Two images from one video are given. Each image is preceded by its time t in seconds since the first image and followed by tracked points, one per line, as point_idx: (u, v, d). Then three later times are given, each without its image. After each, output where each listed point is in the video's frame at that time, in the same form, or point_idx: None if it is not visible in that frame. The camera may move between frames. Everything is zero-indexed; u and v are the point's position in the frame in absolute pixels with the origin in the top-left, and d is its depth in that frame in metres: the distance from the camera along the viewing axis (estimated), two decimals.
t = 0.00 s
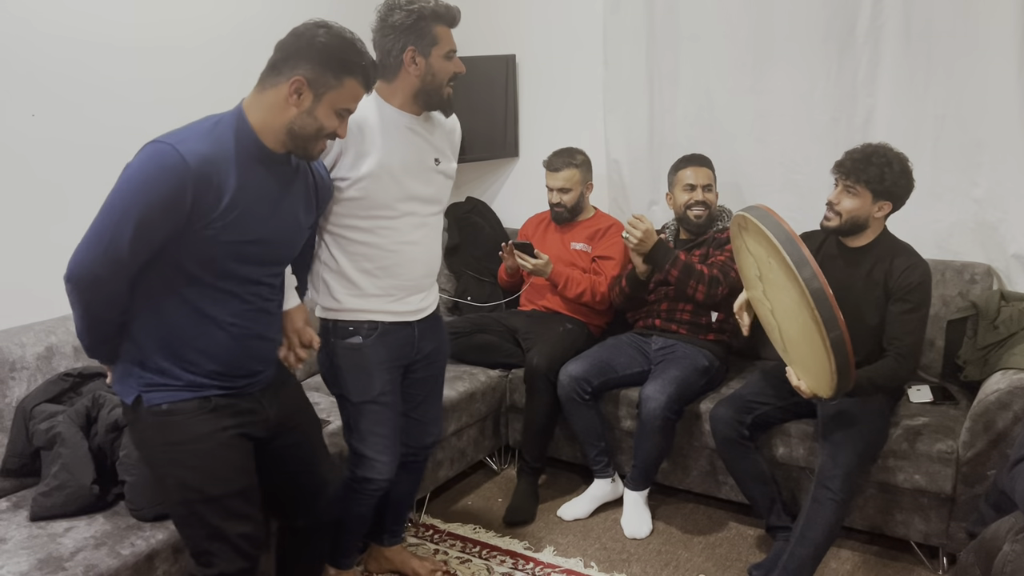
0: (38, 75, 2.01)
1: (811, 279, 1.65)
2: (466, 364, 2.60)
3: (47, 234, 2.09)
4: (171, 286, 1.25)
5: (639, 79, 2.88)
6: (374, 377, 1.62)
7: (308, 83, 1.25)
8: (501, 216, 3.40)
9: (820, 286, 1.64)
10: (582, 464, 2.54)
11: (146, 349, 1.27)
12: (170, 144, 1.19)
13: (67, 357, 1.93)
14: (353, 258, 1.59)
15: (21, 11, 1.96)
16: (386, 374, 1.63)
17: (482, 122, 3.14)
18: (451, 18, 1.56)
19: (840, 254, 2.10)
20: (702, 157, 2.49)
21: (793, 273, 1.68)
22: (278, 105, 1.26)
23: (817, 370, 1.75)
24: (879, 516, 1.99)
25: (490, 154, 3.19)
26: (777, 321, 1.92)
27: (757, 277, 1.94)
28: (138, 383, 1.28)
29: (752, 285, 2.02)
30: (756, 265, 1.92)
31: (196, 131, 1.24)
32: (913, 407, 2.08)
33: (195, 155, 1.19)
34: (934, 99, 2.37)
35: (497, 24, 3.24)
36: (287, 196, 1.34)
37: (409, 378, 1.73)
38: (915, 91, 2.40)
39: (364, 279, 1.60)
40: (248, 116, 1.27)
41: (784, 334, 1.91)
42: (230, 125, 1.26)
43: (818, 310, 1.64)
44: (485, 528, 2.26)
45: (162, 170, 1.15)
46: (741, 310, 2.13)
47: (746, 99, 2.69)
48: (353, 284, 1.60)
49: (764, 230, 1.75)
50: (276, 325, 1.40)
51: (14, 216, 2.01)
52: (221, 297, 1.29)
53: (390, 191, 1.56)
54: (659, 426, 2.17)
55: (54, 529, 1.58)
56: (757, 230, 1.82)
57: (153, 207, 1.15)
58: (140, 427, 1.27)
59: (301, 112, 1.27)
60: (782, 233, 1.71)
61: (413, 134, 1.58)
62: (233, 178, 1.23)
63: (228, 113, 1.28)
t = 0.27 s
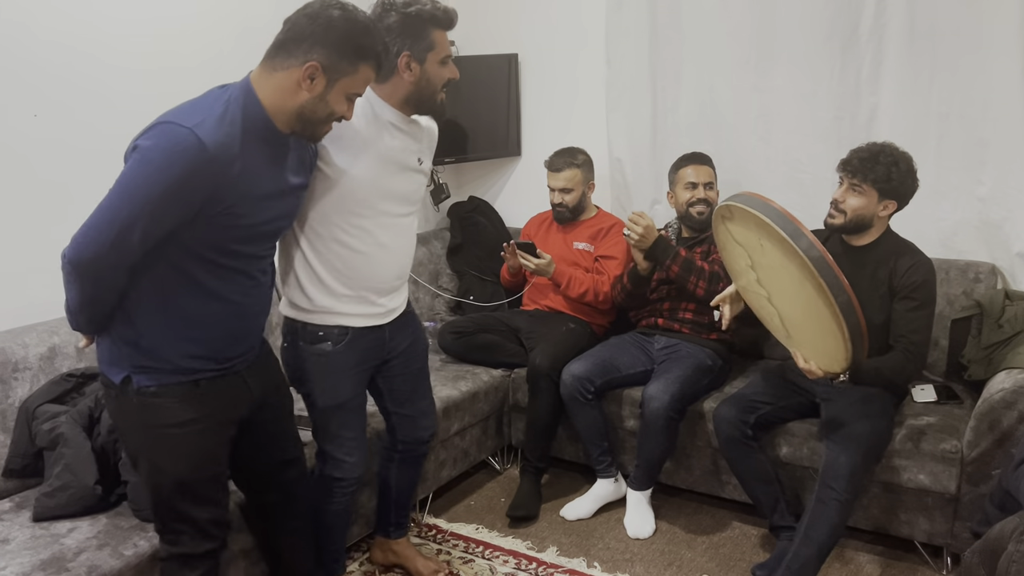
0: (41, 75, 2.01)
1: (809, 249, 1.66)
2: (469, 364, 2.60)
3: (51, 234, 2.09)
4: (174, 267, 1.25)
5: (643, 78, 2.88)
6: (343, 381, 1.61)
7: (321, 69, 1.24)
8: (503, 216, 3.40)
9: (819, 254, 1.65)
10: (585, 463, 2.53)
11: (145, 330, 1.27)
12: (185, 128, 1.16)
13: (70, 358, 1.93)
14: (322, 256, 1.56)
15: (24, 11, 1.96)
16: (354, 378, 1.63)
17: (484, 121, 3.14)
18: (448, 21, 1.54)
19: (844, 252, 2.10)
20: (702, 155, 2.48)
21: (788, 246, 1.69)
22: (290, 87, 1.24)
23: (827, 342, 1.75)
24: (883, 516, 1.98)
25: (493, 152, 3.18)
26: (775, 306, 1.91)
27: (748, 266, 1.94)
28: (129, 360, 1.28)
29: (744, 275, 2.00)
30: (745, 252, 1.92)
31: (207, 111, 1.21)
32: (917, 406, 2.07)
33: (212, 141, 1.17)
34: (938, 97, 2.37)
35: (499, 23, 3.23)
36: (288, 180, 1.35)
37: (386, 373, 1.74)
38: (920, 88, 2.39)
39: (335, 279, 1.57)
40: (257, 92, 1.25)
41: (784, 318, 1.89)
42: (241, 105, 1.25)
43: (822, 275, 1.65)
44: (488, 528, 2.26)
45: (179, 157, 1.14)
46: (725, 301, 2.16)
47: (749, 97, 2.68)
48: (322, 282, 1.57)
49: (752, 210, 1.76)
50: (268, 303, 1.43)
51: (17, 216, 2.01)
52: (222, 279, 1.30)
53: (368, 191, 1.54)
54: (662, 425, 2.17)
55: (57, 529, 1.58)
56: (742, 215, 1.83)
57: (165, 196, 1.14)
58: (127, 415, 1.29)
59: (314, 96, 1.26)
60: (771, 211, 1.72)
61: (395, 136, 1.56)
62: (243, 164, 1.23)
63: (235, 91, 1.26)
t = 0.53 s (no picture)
0: (42, 77, 2.02)
1: (798, 256, 1.67)
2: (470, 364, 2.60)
3: (54, 236, 2.09)
4: (163, 304, 1.23)
5: (644, 78, 2.88)
6: (340, 398, 1.60)
7: (284, 89, 1.22)
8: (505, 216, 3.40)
9: (808, 261, 1.65)
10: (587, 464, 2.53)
11: (141, 371, 1.25)
12: (147, 155, 1.15)
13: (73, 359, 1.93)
14: (306, 270, 1.54)
15: (25, 12, 1.96)
16: (351, 394, 1.62)
17: (485, 121, 3.14)
18: (424, 28, 1.54)
19: (846, 251, 2.09)
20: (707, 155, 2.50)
21: (779, 252, 1.70)
22: (251, 107, 1.23)
23: (820, 347, 1.75)
24: (885, 516, 1.98)
25: (494, 153, 3.19)
26: (773, 309, 1.91)
27: (748, 268, 1.94)
28: (136, 407, 1.26)
29: (746, 278, 2.01)
30: (745, 256, 1.92)
31: (172, 137, 1.20)
32: (919, 406, 2.07)
33: (177, 165, 1.16)
34: (939, 98, 2.36)
35: (500, 23, 3.23)
36: (265, 196, 1.32)
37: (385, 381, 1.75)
38: (921, 88, 2.39)
39: (326, 293, 1.57)
40: (217, 112, 1.24)
41: (782, 322, 1.90)
42: (202, 128, 1.24)
43: (807, 282, 1.65)
44: (490, 528, 2.26)
45: (145, 184, 1.12)
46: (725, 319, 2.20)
47: (750, 97, 2.68)
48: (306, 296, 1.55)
49: (747, 216, 1.77)
50: (272, 329, 1.39)
51: (19, 218, 2.02)
52: (213, 310, 1.27)
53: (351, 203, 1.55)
54: (664, 425, 2.17)
55: (60, 530, 1.59)
56: (739, 220, 1.83)
57: (142, 225, 1.12)
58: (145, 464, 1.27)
59: (275, 117, 1.24)
60: (765, 217, 1.73)
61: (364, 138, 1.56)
62: (214, 187, 1.21)
63: (198, 113, 1.25)
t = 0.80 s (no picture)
0: (46, 81, 2.03)
1: (796, 261, 1.67)
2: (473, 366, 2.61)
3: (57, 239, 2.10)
4: (159, 265, 1.20)
5: (645, 80, 2.88)
6: (344, 392, 1.57)
7: (278, 63, 1.19)
8: (507, 218, 3.40)
9: (806, 267, 1.65)
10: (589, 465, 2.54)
11: (141, 340, 1.22)
12: (134, 110, 1.13)
13: (77, 361, 1.94)
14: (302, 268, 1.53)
15: (28, 17, 1.97)
16: (355, 388, 1.59)
17: (487, 124, 3.15)
18: (383, 21, 1.47)
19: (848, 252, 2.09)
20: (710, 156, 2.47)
21: (779, 256, 1.70)
22: (245, 81, 1.20)
23: (812, 352, 1.76)
24: (887, 517, 1.98)
25: (495, 155, 3.20)
26: (774, 311, 1.92)
27: (752, 267, 1.94)
28: (143, 384, 1.24)
29: (750, 278, 2.01)
30: (750, 255, 1.92)
31: (161, 99, 1.19)
32: (920, 407, 2.08)
33: (164, 121, 1.13)
34: (940, 99, 2.37)
35: (501, 26, 3.24)
36: (259, 152, 1.28)
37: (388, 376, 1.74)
38: (922, 89, 2.39)
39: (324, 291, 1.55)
40: (209, 83, 1.21)
41: (782, 324, 1.90)
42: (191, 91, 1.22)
43: (803, 288, 1.65)
44: (493, 530, 2.27)
45: (130, 137, 1.09)
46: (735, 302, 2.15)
47: (751, 99, 2.69)
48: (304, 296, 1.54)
49: (753, 215, 1.78)
50: (277, 293, 1.35)
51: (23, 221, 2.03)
52: (211, 270, 1.23)
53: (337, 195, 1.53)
54: (666, 426, 2.17)
55: (64, 532, 1.59)
56: (746, 219, 1.84)
57: (128, 177, 1.09)
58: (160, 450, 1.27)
59: (270, 90, 1.21)
60: (769, 220, 1.73)
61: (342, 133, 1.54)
62: (204, 143, 1.18)
63: (188, 82, 1.22)
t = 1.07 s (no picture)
0: (48, 84, 2.03)
1: (790, 259, 1.68)
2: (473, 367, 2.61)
3: (59, 241, 2.11)
4: (172, 299, 1.23)
5: (644, 81, 2.89)
6: (326, 391, 1.62)
7: (315, 89, 1.26)
8: (507, 219, 3.41)
9: (799, 265, 1.67)
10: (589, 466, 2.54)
11: (146, 366, 1.25)
12: (173, 150, 1.16)
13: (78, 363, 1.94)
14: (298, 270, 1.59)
15: (30, 20, 1.98)
16: (338, 387, 1.65)
17: (487, 126, 3.16)
18: (397, 20, 1.54)
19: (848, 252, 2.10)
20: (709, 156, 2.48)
21: (773, 255, 1.71)
22: (285, 111, 1.26)
23: (810, 352, 1.76)
24: (887, 516, 1.99)
25: (495, 156, 3.20)
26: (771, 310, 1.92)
27: (748, 268, 1.95)
28: (135, 404, 1.26)
29: (747, 278, 2.01)
30: (745, 255, 1.93)
31: (196, 135, 1.22)
32: (920, 407, 2.08)
33: (202, 162, 1.17)
34: (939, 99, 2.37)
35: (501, 27, 3.25)
36: (277, 198, 1.34)
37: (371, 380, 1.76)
38: (921, 90, 2.39)
39: (312, 290, 1.61)
40: (244, 119, 1.26)
41: (779, 323, 1.91)
42: (228, 131, 1.26)
43: (796, 285, 1.66)
44: (493, 530, 2.27)
45: (169, 178, 1.13)
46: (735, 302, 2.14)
47: (751, 100, 2.69)
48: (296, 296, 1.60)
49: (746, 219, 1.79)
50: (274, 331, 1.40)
51: (25, 224, 2.03)
52: (220, 307, 1.27)
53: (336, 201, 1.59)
54: (666, 427, 2.18)
55: (66, 533, 1.60)
56: (739, 220, 1.85)
57: (162, 221, 1.13)
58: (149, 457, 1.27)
59: (310, 115, 1.28)
60: (761, 220, 1.74)
61: (355, 142, 1.61)
62: (234, 187, 1.23)
63: (222, 115, 1.27)
